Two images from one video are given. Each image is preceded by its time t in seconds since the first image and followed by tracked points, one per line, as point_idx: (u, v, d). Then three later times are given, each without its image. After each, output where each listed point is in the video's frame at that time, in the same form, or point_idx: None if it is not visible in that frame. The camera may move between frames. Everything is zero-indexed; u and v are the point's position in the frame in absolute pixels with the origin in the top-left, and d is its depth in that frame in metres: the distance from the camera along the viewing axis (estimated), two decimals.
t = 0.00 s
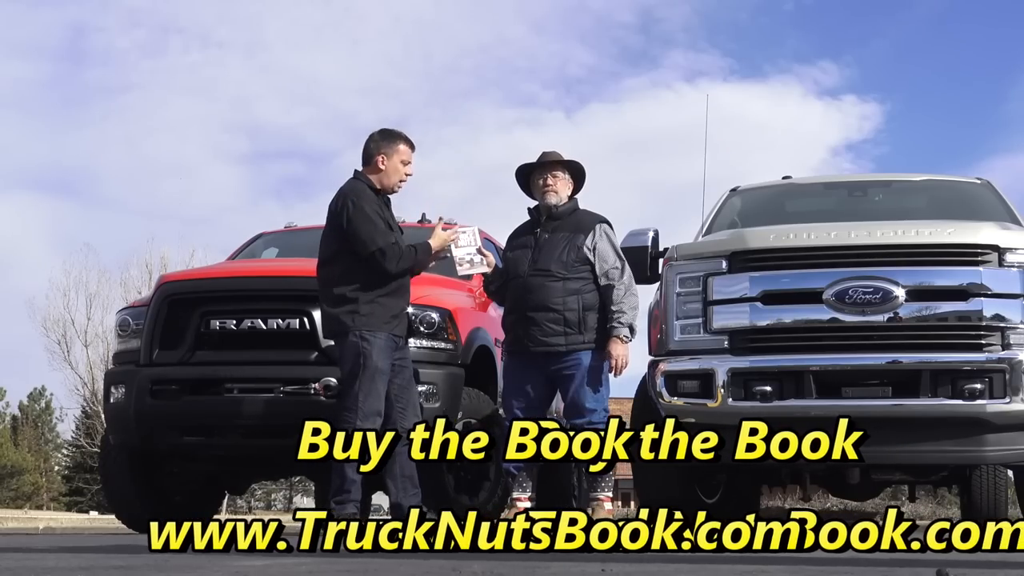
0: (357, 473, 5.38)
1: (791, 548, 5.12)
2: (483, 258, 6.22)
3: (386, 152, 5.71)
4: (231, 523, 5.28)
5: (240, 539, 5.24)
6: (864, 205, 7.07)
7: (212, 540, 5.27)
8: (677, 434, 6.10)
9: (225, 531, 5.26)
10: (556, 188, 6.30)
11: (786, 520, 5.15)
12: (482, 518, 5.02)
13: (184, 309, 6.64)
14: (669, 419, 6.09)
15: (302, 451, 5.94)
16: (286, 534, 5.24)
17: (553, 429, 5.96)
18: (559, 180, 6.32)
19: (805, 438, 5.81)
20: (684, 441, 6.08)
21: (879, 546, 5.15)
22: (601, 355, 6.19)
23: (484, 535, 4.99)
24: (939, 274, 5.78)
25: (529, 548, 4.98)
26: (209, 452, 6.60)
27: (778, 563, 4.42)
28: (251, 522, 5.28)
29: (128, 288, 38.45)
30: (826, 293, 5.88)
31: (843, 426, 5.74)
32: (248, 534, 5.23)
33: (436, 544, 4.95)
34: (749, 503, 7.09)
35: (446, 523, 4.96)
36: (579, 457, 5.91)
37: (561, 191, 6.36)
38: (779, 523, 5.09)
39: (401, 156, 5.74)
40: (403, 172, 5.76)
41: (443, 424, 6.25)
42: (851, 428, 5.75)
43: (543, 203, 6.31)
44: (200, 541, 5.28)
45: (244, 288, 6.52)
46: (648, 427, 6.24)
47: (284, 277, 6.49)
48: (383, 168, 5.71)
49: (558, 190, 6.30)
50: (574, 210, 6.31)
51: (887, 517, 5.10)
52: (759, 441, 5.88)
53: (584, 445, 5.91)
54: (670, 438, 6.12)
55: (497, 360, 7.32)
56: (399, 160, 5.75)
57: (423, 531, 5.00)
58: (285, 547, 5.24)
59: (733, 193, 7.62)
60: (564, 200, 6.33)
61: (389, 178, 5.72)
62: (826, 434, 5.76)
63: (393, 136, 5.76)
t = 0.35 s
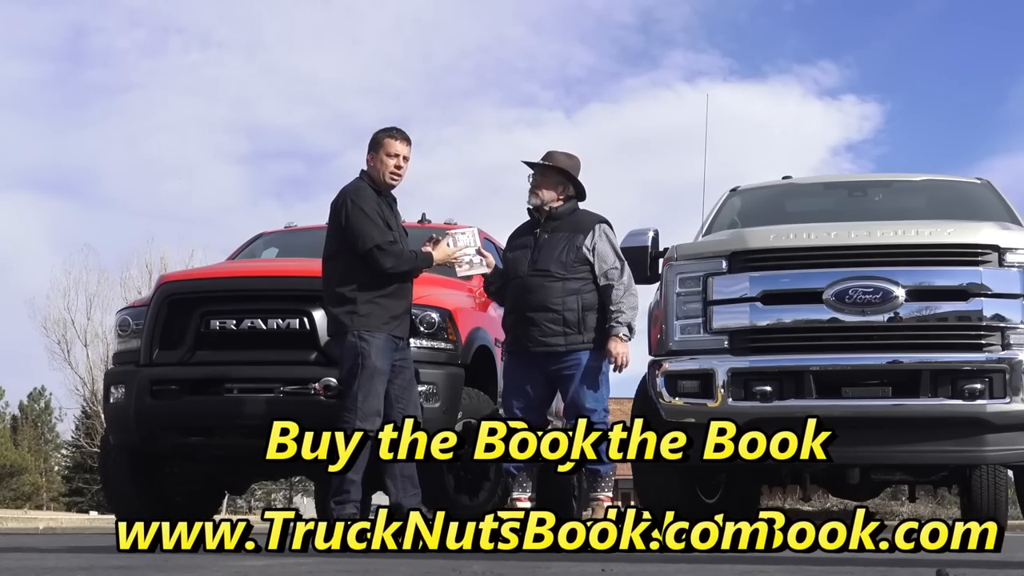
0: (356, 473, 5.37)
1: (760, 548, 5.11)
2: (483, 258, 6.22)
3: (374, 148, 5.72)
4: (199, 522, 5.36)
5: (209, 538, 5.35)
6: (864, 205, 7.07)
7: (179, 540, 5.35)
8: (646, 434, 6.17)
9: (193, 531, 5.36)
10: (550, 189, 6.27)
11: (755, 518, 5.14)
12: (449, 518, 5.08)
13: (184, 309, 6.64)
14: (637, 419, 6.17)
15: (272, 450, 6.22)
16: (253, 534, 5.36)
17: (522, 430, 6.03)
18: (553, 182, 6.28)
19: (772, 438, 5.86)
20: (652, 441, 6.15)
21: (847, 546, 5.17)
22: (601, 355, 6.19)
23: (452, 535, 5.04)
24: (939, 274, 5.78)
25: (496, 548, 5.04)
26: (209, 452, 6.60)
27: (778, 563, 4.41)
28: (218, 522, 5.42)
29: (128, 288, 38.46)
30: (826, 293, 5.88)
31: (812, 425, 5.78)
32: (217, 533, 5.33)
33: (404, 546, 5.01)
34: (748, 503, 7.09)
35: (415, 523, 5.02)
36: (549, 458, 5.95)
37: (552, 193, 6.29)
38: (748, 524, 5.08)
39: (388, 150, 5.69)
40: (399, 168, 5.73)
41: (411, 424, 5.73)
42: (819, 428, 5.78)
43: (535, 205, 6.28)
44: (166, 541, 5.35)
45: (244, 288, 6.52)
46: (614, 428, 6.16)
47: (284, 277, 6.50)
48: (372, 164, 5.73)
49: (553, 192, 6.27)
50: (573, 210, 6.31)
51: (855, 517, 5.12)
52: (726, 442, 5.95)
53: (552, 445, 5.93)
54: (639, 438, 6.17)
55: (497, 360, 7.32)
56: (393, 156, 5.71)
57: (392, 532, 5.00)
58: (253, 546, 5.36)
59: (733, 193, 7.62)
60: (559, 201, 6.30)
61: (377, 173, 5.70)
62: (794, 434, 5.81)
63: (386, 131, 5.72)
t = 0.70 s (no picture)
0: (355, 473, 5.36)
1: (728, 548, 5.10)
2: (483, 258, 6.21)
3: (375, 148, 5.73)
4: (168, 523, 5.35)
5: (177, 539, 5.33)
6: (864, 205, 7.07)
7: (149, 539, 5.37)
8: (614, 434, 6.02)
9: (162, 531, 5.36)
10: (550, 188, 6.28)
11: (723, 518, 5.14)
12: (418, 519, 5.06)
13: (184, 309, 6.64)
14: (605, 418, 6.01)
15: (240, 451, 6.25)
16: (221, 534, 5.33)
17: (491, 431, 6.29)
18: (554, 181, 6.29)
19: (740, 438, 5.92)
20: (622, 440, 6.12)
21: (815, 546, 5.12)
22: (601, 355, 6.19)
23: (421, 534, 5.01)
24: (939, 274, 5.77)
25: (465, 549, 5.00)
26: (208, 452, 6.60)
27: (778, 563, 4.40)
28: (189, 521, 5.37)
29: (127, 288, 38.46)
30: (826, 293, 5.87)
31: (780, 426, 5.83)
32: (186, 533, 5.33)
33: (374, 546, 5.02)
34: (748, 503, 7.09)
35: (383, 523, 5.02)
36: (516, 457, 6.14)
37: (553, 193, 6.29)
38: (716, 523, 5.08)
39: (387, 150, 5.69)
40: (398, 168, 5.72)
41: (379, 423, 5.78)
42: (787, 428, 5.85)
43: (535, 203, 6.29)
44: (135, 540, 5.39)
45: (244, 288, 6.52)
46: (584, 427, 6.06)
47: (284, 277, 6.50)
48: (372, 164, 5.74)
49: (553, 191, 6.27)
50: (573, 210, 6.31)
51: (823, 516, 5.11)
52: (695, 441, 6.04)
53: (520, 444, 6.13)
54: (606, 438, 6.01)
55: (497, 360, 7.32)
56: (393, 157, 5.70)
57: (361, 532, 5.02)
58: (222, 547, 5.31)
59: (733, 193, 7.62)
60: (560, 201, 6.30)
61: (377, 173, 5.71)
62: (763, 434, 5.88)
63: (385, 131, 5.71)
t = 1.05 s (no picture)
0: (355, 473, 5.36)
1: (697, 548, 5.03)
2: (483, 258, 6.21)
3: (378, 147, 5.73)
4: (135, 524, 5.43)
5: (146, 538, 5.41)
6: (864, 205, 7.07)
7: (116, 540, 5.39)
8: (582, 434, 6.02)
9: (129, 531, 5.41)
10: (550, 188, 6.27)
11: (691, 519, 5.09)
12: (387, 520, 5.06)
13: (184, 310, 6.64)
14: (574, 419, 5.98)
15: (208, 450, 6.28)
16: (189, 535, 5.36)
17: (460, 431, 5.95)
18: (554, 181, 6.29)
19: (708, 438, 5.98)
20: (590, 442, 6.01)
21: (784, 546, 5.05)
22: (601, 355, 6.19)
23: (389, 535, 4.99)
24: (939, 274, 5.78)
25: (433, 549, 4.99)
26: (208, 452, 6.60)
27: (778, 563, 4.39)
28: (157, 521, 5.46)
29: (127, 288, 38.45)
30: (826, 293, 5.88)
31: (748, 425, 5.88)
32: (154, 534, 5.41)
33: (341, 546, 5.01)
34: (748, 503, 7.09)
35: (351, 523, 5.02)
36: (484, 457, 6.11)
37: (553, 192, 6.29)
38: (684, 522, 5.02)
39: (388, 149, 5.69)
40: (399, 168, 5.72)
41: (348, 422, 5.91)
42: (756, 428, 5.89)
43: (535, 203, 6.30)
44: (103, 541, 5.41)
45: (244, 288, 6.52)
46: (551, 427, 6.03)
47: (284, 277, 6.50)
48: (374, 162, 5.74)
49: (553, 191, 6.27)
50: (574, 210, 6.31)
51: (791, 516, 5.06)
52: (663, 441, 6.15)
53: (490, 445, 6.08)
54: (576, 438, 6.01)
55: (497, 360, 7.32)
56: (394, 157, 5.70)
57: (329, 532, 5.03)
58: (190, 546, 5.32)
59: (733, 193, 7.63)
60: (560, 201, 6.30)
61: (378, 172, 5.70)
62: (731, 435, 5.92)
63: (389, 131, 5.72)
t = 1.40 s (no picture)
0: (354, 472, 5.35)
1: (665, 548, 5.05)
2: (483, 258, 6.21)
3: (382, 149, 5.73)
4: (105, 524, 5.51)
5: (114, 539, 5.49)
6: (864, 205, 7.07)
7: (85, 540, 5.44)
8: (551, 434, 6.16)
9: (99, 531, 5.47)
10: (551, 189, 6.28)
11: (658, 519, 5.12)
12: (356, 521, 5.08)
13: (184, 310, 6.64)
14: (544, 419, 6.16)
15: (177, 451, 6.47)
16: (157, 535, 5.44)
17: (429, 430, 5.80)
18: (555, 181, 6.29)
19: (678, 439, 6.07)
20: (557, 441, 6.15)
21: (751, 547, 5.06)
22: (601, 355, 6.19)
23: (359, 536, 5.00)
24: (939, 274, 5.78)
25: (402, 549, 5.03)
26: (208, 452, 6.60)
27: (778, 563, 4.38)
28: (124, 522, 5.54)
29: (128, 288, 38.46)
30: (826, 293, 5.88)
31: (716, 425, 5.95)
32: (122, 533, 5.49)
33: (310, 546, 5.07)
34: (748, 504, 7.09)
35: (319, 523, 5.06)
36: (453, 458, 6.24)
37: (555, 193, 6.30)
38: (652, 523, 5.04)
39: (393, 150, 5.68)
40: (404, 169, 5.72)
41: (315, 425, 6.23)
42: (723, 428, 5.96)
43: (537, 207, 6.30)
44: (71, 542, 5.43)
45: (244, 288, 6.52)
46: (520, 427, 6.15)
47: (284, 277, 6.50)
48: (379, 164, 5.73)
49: (554, 192, 6.27)
50: (574, 210, 6.31)
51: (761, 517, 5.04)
52: (631, 441, 6.17)
53: (457, 445, 6.19)
54: (544, 438, 6.15)
55: (497, 360, 7.32)
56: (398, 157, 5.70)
57: (298, 531, 5.07)
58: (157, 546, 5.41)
59: (732, 193, 7.63)
60: (562, 201, 6.30)
61: (383, 172, 5.70)
62: (700, 434, 6.01)
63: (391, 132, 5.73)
